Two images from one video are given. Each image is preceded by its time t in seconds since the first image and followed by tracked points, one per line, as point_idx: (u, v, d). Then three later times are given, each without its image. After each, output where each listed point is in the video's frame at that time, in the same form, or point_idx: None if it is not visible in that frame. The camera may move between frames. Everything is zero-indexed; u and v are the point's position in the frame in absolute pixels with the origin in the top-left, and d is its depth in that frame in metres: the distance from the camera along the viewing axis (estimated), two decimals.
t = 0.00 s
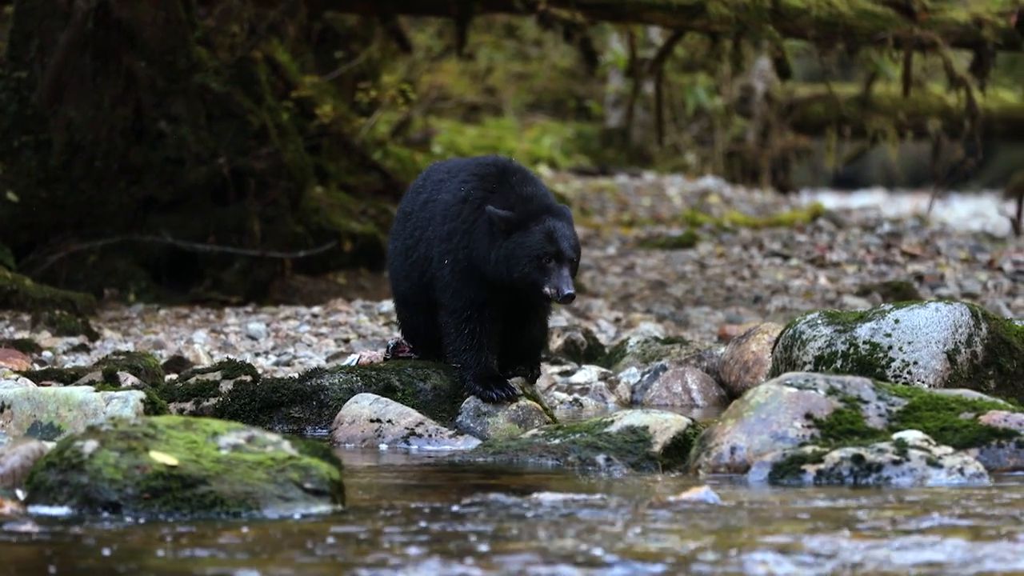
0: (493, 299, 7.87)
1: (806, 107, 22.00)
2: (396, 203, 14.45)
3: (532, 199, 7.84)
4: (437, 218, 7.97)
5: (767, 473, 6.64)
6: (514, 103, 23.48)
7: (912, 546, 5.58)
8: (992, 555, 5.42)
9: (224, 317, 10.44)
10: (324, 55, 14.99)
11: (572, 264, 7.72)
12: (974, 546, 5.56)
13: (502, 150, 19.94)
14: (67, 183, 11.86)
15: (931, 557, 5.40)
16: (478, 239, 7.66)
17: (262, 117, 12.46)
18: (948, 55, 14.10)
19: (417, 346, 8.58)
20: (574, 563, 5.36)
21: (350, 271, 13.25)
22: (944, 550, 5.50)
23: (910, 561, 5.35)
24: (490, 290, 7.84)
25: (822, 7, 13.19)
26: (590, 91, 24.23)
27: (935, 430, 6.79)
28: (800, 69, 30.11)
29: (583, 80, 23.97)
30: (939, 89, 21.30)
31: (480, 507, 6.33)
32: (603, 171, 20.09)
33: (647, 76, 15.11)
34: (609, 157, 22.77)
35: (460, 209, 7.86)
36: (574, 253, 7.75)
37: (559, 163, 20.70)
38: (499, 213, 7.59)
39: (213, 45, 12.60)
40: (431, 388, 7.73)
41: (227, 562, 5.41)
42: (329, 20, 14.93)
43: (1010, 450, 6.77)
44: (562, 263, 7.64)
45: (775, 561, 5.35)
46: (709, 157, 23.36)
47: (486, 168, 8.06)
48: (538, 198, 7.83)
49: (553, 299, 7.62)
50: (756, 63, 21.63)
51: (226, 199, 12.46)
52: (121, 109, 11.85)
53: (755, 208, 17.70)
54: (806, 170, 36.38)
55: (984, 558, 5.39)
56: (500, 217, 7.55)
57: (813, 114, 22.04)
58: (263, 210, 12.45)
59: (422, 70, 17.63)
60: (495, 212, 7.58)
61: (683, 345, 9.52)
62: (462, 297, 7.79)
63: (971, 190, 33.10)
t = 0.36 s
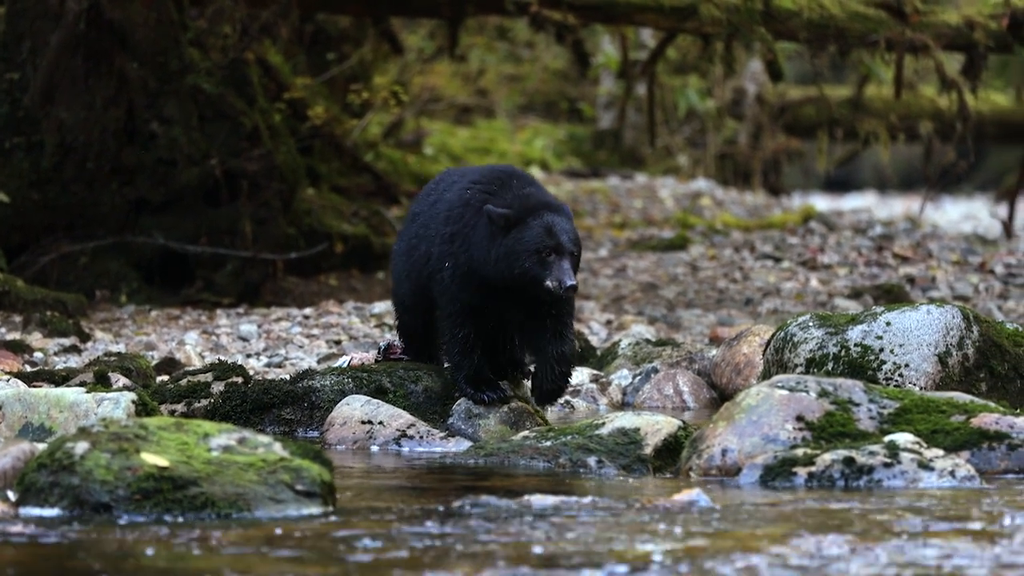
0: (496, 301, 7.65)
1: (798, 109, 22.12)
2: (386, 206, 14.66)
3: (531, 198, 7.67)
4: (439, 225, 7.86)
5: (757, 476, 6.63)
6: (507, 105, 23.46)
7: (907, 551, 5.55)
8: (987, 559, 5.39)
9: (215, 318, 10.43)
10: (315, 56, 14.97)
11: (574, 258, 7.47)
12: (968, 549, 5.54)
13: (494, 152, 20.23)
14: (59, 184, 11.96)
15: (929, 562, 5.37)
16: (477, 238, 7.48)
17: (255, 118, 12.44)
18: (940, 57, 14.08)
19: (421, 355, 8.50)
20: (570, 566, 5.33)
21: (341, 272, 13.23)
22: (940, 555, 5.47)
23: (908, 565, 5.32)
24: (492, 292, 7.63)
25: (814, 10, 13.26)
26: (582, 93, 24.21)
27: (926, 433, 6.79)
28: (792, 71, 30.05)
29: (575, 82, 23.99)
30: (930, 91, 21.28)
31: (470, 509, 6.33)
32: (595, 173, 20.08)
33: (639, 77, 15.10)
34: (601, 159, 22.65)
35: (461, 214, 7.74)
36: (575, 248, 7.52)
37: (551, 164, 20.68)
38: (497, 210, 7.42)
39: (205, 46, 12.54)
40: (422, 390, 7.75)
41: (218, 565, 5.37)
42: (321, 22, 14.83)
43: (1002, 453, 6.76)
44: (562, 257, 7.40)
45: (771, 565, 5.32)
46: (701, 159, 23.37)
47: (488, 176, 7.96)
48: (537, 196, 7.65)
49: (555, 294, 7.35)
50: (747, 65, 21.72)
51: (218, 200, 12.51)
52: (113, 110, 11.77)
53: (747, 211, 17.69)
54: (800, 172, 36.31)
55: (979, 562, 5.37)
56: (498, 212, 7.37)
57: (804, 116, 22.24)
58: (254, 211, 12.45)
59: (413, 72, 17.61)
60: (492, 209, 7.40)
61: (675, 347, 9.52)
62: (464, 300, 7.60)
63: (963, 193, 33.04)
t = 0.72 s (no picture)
0: (504, 320, 7.64)
1: (788, 117, 21.88)
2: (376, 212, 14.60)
3: (540, 217, 7.65)
4: (451, 246, 7.89)
5: (746, 485, 6.64)
6: (497, 111, 23.42)
7: (902, 560, 5.54)
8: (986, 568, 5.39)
9: (205, 325, 10.42)
10: (306, 62, 14.98)
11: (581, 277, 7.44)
12: (963, 559, 5.53)
13: (484, 159, 19.91)
14: (49, 190, 11.78)
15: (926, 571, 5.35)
16: (485, 258, 7.48)
17: (245, 124, 12.42)
18: (931, 66, 14.11)
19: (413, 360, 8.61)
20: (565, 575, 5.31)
21: (331, 279, 13.21)
22: (936, 565, 5.45)
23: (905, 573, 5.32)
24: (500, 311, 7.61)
25: (804, 18, 13.60)
26: (572, 99, 24.23)
27: (915, 442, 6.80)
28: (781, 80, 30.09)
29: (566, 89, 24.09)
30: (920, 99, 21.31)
31: (459, 517, 6.32)
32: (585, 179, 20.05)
33: (629, 85, 15.10)
34: (591, 166, 22.49)
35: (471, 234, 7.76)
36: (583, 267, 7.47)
37: (540, 171, 20.64)
38: (504, 230, 7.43)
39: (195, 51, 12.38)
40: (411, 397, 7.72)
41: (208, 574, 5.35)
42: (312, 28, 14.90)
43: (990, 462, 6.76)
44: (568, 275, 7.36)
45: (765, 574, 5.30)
46: (691, 166, 23.24)
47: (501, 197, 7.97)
48: (545, 215, 7.63)
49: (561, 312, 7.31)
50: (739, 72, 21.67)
51: (208, 207, 12.57)
52: (103, 116, 11.77)
53: (737, 219, 17.69)
54: (789, 181, 36.33)
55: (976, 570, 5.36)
56: (504, 232, 7.38)
57: (794, 124, 21.98)
58: (245, 217, 12.48)
59: (403, 78, 17.63)
60: (499, 228, 7.41)
61: (664, 356, 9.57)
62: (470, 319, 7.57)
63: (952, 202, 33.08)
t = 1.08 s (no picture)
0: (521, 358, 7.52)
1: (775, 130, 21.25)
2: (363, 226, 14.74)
3: (567, 261, 7.37)
4: (476, 269, 7.70)
5: (733, 496, 6.65)
6: (484, 124, 23.30)
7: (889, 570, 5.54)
8: None
9: (192, 337, 10.40)
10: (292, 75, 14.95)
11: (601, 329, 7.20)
12: (950, 568, 5.54)
13: (471, 172, 19.81)
14: (35, 203, 11.64)
15: None
16: (506, 298, 7.32)
17: (232, 137, 12.43)
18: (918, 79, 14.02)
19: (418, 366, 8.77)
20: None
21: (318, 292, 13.06)
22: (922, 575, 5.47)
23: None
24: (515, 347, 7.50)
25: (792, 30, 13.48)
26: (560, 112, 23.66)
27: (902, 454, 6.81)
28: (769, 93, 30.06)
29: (553, 102, 23.61)
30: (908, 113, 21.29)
31: (447, 528, 6.33)
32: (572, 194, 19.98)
33: (616, 97, 15.08)
34: (578, 179, 22.37)
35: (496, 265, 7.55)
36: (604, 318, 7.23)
37: (528, 184, 20.55)
38: (527, 275, 7.22)
39: (182, 65, 12.42)
40: (398, 409, 7.74)
41: None
42: (299, 41, 14.75)
43: (977, 473, 6.77)
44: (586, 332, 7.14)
45: None
46: (678, 179, 23.13)
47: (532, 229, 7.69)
48: (573, 261, 7.34)
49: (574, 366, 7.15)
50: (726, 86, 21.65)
51: (194, 219, 12.46)
52: (90, 129, 11.64)
53: (724, 231, 17.69)
54: (776, 195, 36.37)
55: None
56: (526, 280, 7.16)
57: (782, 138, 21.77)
58: (231, 230, 12.47)
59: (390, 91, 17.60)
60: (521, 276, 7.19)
61: (651, 366, 9.66)
62: (487, 354, 7.50)
63: (940, 215, 33.05)
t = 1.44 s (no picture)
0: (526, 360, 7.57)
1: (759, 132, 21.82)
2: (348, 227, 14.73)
3: (576, 262, 7.48)
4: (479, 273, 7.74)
5: (717, 498, 6.66)
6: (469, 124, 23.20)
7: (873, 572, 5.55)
8: None
9: (176, 338, 10.39)
10: (277, 76, 14.92)
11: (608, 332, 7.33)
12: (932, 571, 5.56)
13: (456, 173, 19.76)
14: (19, 203, 11.64)
15: None
16: (517, 298, 7.38)
17: (217, 138, 12.34)
18: (903, 82, 14.05)
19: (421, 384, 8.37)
20: None
21: (302, 292, 13.11)
22: None
23: None
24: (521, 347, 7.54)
25: (777, 33, 13.44)
26: (544, 114, 23.21)
27: (885, 456, 6.81)
28: (752, 95, 30.07)
29: (537, 104, 23.08)
30: (893, 114, 21.31)
31: (430, 530, 6.33)
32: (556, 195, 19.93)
33: (601, 99, 15.10)
34: (564, 180, 22.29)
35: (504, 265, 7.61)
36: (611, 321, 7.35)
37: (513, 185, 20.50)
38: (539, 274, 7.29)
39: (167, 65, 12.35)
40: (383, 410, 7.75)
41: None
42: (284, 41, 14.82)
43: (961, 476, 6.77)
44: (594, 334, 7.27)
45: None
46: (663, 181, 23.11)
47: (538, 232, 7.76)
48: (583, 261, 7.46)
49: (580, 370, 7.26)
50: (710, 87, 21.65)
51: (179, 220, 12.31)
52: (74, 129, 11.62)
53: (708, 233, 17.69)
54: (761, 196, 36.42)
55: None
56: (538, 278, 7.24)
57: (766, 139, 21.81)
58: (216, 230, 12.34)
59: (375, 93, 17.58)
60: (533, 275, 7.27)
61: (635, 369, 9.64)
62: (494, 358, 7.53)
63: (925, 218, 33.14)
